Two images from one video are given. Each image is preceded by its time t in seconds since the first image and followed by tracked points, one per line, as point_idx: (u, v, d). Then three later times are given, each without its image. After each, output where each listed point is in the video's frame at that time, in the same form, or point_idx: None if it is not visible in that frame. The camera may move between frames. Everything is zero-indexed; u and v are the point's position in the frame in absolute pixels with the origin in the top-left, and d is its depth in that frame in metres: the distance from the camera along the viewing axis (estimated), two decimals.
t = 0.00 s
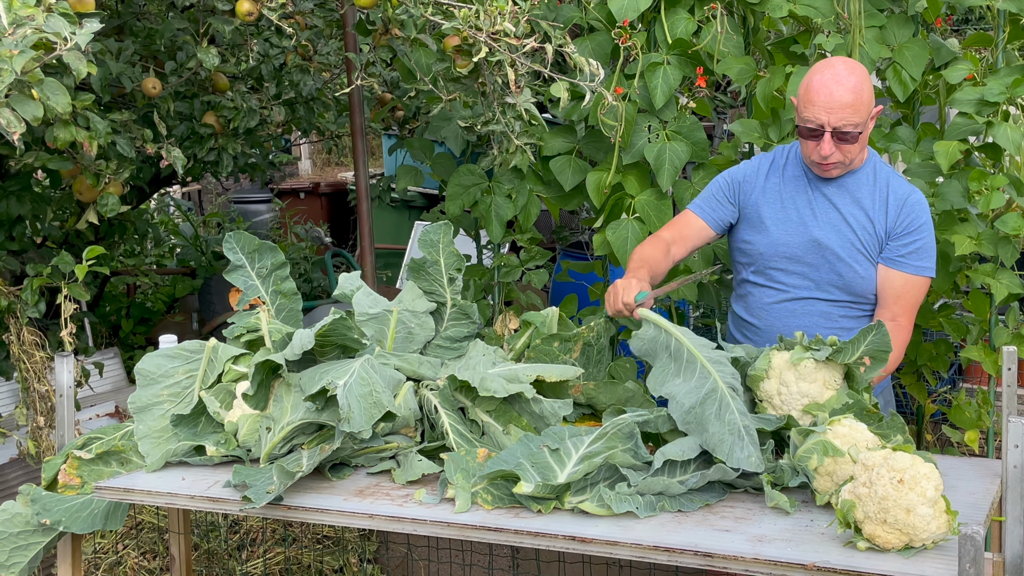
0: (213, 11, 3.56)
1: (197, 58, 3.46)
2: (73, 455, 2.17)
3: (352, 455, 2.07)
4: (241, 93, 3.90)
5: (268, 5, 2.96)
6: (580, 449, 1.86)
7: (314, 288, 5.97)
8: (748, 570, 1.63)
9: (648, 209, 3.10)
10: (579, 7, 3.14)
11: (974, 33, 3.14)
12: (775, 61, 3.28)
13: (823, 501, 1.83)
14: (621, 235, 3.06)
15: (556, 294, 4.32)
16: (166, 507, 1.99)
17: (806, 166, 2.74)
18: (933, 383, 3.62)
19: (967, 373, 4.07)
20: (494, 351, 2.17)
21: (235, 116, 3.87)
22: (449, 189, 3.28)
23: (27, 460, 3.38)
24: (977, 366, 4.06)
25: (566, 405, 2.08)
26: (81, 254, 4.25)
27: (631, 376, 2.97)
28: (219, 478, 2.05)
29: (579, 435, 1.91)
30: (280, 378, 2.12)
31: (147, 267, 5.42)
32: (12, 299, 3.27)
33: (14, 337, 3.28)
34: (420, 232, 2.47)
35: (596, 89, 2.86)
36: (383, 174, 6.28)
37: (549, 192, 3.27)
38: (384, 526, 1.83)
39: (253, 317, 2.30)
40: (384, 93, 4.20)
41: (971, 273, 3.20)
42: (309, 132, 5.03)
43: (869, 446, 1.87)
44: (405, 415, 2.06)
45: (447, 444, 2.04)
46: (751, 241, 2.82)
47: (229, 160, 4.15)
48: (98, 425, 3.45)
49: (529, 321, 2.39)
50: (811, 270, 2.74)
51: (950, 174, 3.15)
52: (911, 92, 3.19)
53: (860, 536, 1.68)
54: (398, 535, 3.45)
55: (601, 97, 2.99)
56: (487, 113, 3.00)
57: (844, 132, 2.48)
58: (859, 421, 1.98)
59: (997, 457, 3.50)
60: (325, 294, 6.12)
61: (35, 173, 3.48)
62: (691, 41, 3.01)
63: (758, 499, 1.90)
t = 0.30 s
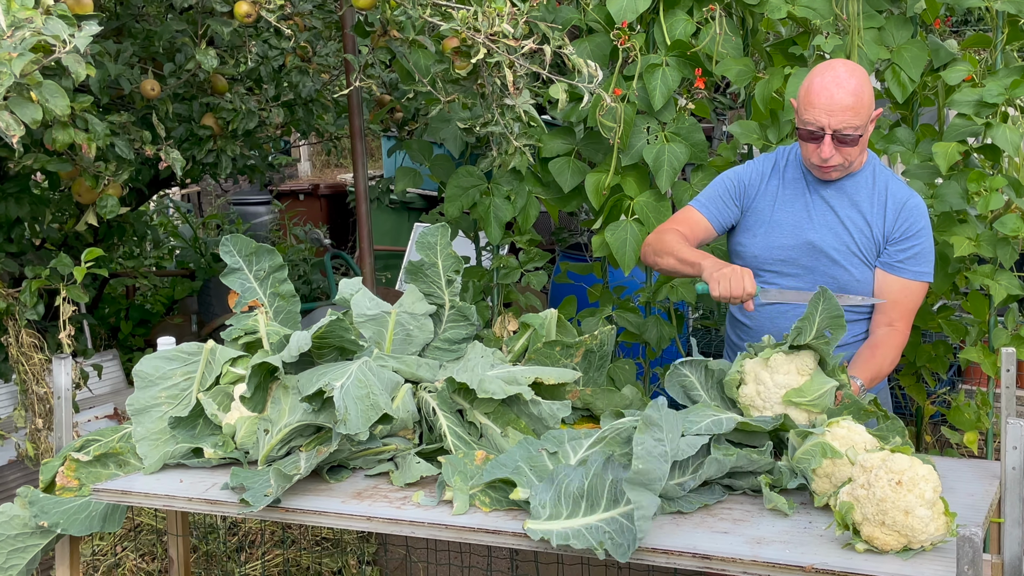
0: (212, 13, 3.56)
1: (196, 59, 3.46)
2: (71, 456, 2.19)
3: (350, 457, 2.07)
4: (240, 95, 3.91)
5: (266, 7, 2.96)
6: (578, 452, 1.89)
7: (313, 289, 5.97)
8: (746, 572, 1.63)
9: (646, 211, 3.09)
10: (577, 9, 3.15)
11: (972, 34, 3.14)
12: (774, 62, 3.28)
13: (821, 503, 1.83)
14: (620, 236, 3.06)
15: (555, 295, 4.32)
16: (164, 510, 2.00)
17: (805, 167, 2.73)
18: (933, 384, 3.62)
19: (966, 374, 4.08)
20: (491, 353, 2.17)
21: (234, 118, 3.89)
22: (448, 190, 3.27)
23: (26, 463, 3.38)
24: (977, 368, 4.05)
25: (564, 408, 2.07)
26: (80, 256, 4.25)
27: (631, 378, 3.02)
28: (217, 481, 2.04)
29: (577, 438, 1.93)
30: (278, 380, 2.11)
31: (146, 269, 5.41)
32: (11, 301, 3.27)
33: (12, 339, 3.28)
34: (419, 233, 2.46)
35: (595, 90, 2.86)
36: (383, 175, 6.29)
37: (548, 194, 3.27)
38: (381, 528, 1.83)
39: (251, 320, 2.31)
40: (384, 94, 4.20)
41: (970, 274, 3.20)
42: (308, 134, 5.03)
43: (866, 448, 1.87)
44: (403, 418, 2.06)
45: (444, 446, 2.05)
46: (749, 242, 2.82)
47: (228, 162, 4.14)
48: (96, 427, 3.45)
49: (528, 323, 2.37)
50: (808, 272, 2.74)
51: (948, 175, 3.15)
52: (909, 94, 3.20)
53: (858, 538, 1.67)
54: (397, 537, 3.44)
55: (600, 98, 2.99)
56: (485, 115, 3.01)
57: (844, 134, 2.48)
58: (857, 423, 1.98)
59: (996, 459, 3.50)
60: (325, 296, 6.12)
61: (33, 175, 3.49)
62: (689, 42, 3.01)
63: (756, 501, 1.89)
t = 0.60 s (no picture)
0: (212, 14, 3.56)
1: (196, 61, 3.45)
2: (71, 457, 2.19)
3: (349, 458, 2.07)
4: (240, 96, 3.91)
5: (266, 8, 2.96)
6: (578, 454, 1.89)
7: (313, 291, 5.97)
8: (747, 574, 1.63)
9: (646, 212, 3.09)
10: (577, 10, 3.15)
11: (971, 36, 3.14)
12: (773, 63, 3.28)
13: (821, 504, 1.83)
14: (620, 237, 3.06)
15: (555, 296, 4.32)
16: (164, 511, 1.99)
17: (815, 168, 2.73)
18: (933, 386, 3.62)
19: (966, 376, 4.07)
20: (492, 354, 2.17)
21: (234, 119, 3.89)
22: (448, 191, 3.27)
23: (26, 464, 3.38)
24: (977, 369, 4.05)
25: (564, 410, 2.08)
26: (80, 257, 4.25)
27: (631, 379, 3.01)
28: (217, 482, 2.04)
29: (578, 439, 1.93)
30: (278, 382, 2.10)
31: (146, 270, 5.41)
32: (11, 303, 3.27)
33: (12, 341, 3.28)
34: (420, 235, 2.47)
35: (595, 91, 2.86)
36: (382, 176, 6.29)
37: (548, 195, 3.27)
38: (382, 529, 1.83)
39: (251, 321, 2.31)
40: (384, 95, 4.21)
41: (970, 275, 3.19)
42: (307, 135, 5.03)
43: (867, 449, 1.87)
44: (403, 419, 2.06)
45: (444, 447, 2.05)
46: (756, 241, 2.82)
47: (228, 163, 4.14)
48: (96, 428, 3.45)
49: (528, 324, 2.37)
50: (814, 273, 2.75)
51: (948, 176, 3.15)
52: (909, 95, 3.20)
53: (859, 539, 1.67)
54: (397, 538, 3.44)
55: (600, 99, 2.99)
56: (484, 116, 3.03)
57: (853, 138, 2.48)
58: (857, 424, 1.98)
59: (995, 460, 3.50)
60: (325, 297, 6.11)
61: (33, 176, 3.48)
62: (689, 44, 3.01)
63: (756, 502, 1.89)
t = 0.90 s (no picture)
0: (212, 14, 3.56)
1: (196, 61, 3.45)
2: (71, 458, 2.19)
3: (350, 459, 2.07)
4: (240, 97, 3.91)
5: (267, 8, 2.95)
6: (578, 456, 1.89)
7: (313, 291, 5.96)
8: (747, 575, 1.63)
9: (647, 212, 3.09)
10: (578, 10, 3.15)
11: (972, 36, 3.14)
12: (774, 64, 3.28)
13: (822, 505, 1.83)
14: (620, 237, 3.05)
15: (555, 297, 4.32)
16: (164, 512, 1.99)
17: (811, 170, 2.73)
18: (933, 386, 3.61)
19: (967, 377, 4.07)
20: (492, 355, 2.16)
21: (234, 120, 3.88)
22: (448, 192, 3.27)
23: (26, 464, 3.37)
24: (977, 370, 4.05)
25: (565, 411, 2.07)
26: (80, 257, 4.25)
27: (631, 380, 3.01)
28: (217, 483, 2.04)
29: (578, 440, 1.93)
30: (278, 382, 2.10)
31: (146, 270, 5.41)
32: (11, 303, 3.26)
33: (12, 341, 3.28)
34: (420, 235, 2.48)
35: (596, 92, 2.86)
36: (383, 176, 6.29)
37: (548, 195, 3.27)
38: (382, 530, 1.83)
39: (251, 321, 2.31)
40: (384, 95, 4.20)
41: (970, 276, 3.19)
42: (308, 135, 5.03)
43: (867, 450, 1.87)
44: (403, 419, 2.06)
45: (444, 448, 2.05)
46: (754, 244, 2.82)
47: (229, 164, 4.14)
48: (96, 429, 3.44)
49: (528, 325, 2.37)
50: (813, 276, 2.74)
51: (949, 177, 3.14)
52: (909, 96, 3.20)
53: (859, 540, 1.67)
54: (397, 539, 3.43)
55: (600, 100, 2.99)
56: (485, 116, 3.03)
57: (846, 140, 2.48)
58: (857, 425, 1.98)
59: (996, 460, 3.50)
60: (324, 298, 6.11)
61: (33, 177, 3.48)
62: (690, 44, 3.01)
63: (757, 503, 1.89)
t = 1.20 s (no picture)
0: (212, 13, 3.55)
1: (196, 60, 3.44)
2: (71, 456, 2.18)
3: (350, 458, 2.07)
4: (240, 95, 3.90)
5: (267, 6, 2.95)
6: (578, 455, 1.89)
7: (313, 290, 5.96)
8: (748, 574, 1.62)
9: (647, 211, 3.09)
10: (578, 9, 3.14)
11: (973, 36, 3.14)
12: (774, 63, 3.28)
13: (822, 504, 1.83)
14: (621, 237, 3.05)
15: (555, 296, 4.32)
16: (164, 510, 1.99)
17: (815, 170, 2.73)
18: (933, 386, 3.61)
19: (967, 376, 4.07)
20: (492, 353, 2.16)
21: (234, 119, 3.87)
22: (448, 191, 3.27)
23: (26, 463, 3.37)
24: (978, 369, 4.05)
25: (567, 410, 2.07)
26: (80, 256, 4.25)
27: (630, 379, 3.01)
28: (217, 481, 2.04)
29: (578, 439, 1.93)
30: (279, 381, 2.11)
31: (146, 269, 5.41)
32: (10, 301, 3.26)
33: (12, 339, 3.28)
34: (422, 233, 2.46)
35: (596, 91, 2.86)
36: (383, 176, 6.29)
37: (548, 194, 3.27)
38: (382, 529, 1.83)
39: (251, 320, 2.30)
40: (384, 95, 4.20)
41: (970, 276, 3.19)
42: (308, 134, 5.02)
43: (868, 449, 1.87)
44: (403, 418, 2.06)
45: (445, 447, 2.04)
46: (759, 244, 2.82)
47: (228, 163, 4.14)
48: (96, 428, 3.44)
49: (528, 324, 2.36)
50: (818, 275, 2.74)
51: (949, 176, 3.14)
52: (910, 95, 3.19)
53: (860, 539, 1.67)
54: (397, 538, 3.43)
55: (600, 99, 2.98)
56: (485, 115, 3.02)
57: (849, 138, 2.47)
58: (858, 424, 1.97)
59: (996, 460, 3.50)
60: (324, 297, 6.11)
61: (33, 175, 3.48)
62: (690, 43, 3.01)
63: (757, 502, 1.89)
